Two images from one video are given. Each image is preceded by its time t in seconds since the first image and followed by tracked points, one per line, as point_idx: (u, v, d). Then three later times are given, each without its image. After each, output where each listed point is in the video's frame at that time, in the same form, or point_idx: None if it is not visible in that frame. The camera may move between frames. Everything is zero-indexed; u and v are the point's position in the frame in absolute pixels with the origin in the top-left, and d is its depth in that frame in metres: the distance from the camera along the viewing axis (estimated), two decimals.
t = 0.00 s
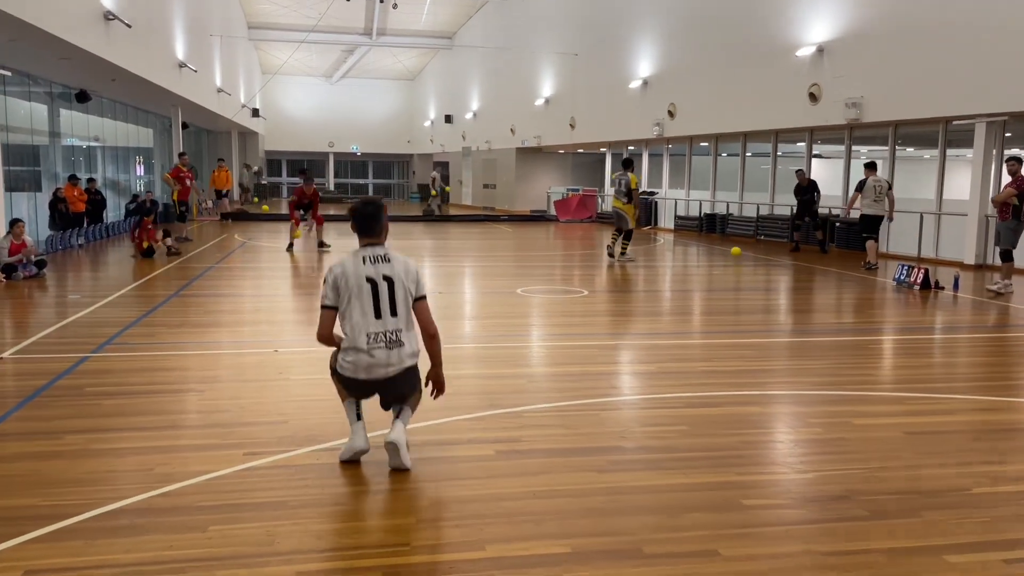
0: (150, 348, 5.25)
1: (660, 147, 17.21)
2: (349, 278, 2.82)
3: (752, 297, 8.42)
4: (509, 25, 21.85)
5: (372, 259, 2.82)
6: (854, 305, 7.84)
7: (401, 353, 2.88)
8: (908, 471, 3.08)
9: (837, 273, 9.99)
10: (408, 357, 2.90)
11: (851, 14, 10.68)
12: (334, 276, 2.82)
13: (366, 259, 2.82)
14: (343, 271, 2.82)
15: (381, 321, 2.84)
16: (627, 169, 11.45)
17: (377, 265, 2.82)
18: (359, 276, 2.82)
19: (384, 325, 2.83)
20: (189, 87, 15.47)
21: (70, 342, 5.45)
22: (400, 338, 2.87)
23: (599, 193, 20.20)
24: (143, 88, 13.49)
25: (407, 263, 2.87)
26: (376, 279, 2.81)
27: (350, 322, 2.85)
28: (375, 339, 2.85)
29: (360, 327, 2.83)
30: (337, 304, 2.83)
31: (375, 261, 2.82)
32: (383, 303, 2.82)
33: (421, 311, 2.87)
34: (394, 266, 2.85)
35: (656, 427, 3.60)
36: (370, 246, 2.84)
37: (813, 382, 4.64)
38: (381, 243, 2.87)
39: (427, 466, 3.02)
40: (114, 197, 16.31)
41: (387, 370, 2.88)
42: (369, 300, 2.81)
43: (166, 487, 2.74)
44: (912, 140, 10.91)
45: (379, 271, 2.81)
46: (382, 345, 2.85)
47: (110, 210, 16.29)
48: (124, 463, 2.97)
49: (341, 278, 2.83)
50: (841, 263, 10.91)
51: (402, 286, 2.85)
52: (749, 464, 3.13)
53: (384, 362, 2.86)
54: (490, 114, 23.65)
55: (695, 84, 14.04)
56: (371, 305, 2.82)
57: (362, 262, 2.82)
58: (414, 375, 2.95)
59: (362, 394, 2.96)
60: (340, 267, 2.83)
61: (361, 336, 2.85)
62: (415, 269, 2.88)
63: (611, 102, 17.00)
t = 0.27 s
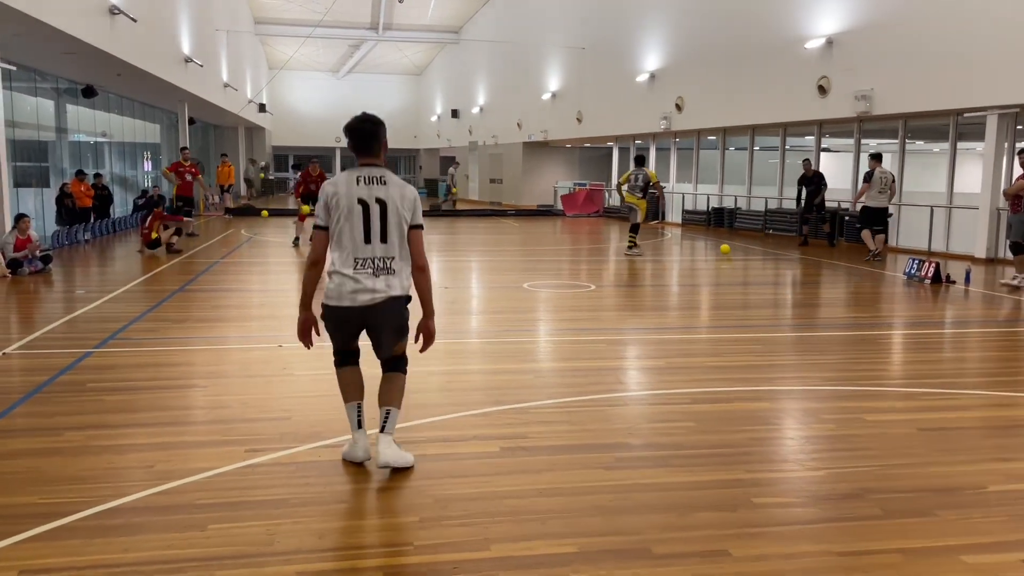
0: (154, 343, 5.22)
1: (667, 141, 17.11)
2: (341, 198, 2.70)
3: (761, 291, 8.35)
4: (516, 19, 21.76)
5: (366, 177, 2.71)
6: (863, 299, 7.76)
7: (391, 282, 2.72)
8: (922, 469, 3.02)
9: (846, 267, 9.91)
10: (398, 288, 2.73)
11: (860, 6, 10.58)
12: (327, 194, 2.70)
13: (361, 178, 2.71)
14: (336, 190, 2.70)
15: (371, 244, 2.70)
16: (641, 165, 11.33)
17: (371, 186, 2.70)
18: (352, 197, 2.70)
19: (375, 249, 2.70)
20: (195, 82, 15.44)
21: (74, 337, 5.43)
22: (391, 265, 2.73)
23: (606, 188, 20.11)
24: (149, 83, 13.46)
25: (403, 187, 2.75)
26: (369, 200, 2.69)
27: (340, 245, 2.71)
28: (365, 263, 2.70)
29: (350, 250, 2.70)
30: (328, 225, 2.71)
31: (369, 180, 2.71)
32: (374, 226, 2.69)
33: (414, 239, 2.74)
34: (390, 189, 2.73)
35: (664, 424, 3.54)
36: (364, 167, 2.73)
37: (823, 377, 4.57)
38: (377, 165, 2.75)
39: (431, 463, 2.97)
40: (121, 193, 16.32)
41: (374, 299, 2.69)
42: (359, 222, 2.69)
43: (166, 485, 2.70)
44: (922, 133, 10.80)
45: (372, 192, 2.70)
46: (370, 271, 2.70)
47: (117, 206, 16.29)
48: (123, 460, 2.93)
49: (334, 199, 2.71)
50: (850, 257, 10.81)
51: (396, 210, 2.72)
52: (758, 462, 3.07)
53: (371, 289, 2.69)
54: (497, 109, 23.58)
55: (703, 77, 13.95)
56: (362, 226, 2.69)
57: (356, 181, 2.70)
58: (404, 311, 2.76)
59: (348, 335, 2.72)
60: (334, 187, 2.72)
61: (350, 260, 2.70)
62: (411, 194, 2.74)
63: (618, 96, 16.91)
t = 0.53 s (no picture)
0: (159, 346, 5.20)
1: (677, 140, 17.03)
2: (325, 155, 2.49)
3: (771, 292, 8.26)
4: (525, 19, 21.71)
5: (352, 134, 2.50)
6: (874, 300, 7.67)
7: (379, 249, 2.52)
8: (935, 475, 2.95)
9: (858, 267, 9.81)
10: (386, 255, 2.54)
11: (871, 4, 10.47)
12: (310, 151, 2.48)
13: (346, 135, 2.50)
14: (319, 146, 2.48)
15: (358, 208, 2.50)
16: (654, 164, 11.54)
17: (358, 143, 2.50)
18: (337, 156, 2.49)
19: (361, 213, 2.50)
20: (204, 83, 15.46)
21: (79, 340, 5.41)
22: (379, 231, 2.53)
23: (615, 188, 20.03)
24: (158, 84, 13.48)
25: (390, 145, 2.56)
26: (356, 159, 2.50)
27: (323, 207, 2.50)
28: (350, 227, 2.50)
29: (334, 213, 2.49)
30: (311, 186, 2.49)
31: (355, 136, 2.50)
32: (362, 187, 2.50)
33: (402, 201, 2.57)
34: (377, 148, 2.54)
35: (671, 428, 3.48)
36: (349, 123, 2.52)
37: (834, 380, 4.49)
38: (363, 121, 2.55)
39: (433, 469, 2.92)
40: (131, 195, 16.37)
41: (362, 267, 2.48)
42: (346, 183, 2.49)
43: (162, 491, 2.66)
44: (935, 131, 10.68)
45: (360, 150, 2.50)
46: (357, 236, 2.50)
47: (127, 207, 16.34)
48: (121, 465, 2.89)
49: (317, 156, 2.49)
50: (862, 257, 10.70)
51: (384, 171, 2.53)
52: (767, 468, 3.01)
53: (358, 255, 2.48)
54: (506, 109, 23.53)
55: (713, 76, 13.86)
56: (348, 187, 2.49)
57: (341, 138, 2.49)
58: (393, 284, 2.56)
59: (333, 315, 2.52)
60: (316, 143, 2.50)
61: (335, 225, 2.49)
62: (400, 154, 2.56)
63: (627, 96, 16.84)
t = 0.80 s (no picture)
0: (164, 358, 5.18)
1: (687, 148, 16.95)
2: (276, 180, 2.26)
3: (781, 301, 8.18)
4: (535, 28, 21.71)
5: (304, 156, 2.28)
6: (887, 310, 7.56)
7: (341, 280, 2.32)
8: (946, 494, 2.87)
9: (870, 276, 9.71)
10: (348, 287, 2.34)
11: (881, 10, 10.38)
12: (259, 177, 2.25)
13: (298, 158, 2.28)
14: (269, 171, 2.25)
15: (317, 237, 2.29)
16: (673, 173, 11.35)
17: (311, 166, 2.28)
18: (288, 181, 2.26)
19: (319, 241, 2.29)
20: (215, 94, 15.52)
21: (84, 351, 5.40)
22: (340, 261, 2.33)
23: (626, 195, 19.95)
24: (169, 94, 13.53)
25: (347, 164, 2.35)
26: (311, 184, 2.27)
27: (276, 238, 2.28)
28: (308, 258, 2.29)
29: (289, 244, 2.27)
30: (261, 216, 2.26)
31: (308, 158, 2.29)
32: (318, 215, 2.28)
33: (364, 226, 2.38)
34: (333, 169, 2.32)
35: (676, 444, 3.42)
36: (299, 142, 2.30)
37: (845, 393, 4.41)
38: (314, 139, 2.33)
39: (431, 487, 2.86)
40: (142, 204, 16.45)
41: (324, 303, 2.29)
42: (301, 211, 2.27)
43: (157, 509, 2.62)
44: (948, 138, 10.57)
45: (313, 173, 2.28)
46: (316, 269, 2.29)
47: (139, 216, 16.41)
48: (116, 483, 2.85)
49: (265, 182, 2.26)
50: (874, 265, 10.59)
51: (342, 195, 2.33)
52: (774, 486, 2.94)
53: (317, 291, 2.27)
54: (516, 118, 23.52)
55: (723, 84, 13.79)
56: (304, 215, 2.27)
57: (293, 161, 2.27)
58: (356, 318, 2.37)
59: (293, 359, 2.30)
60: (265, 168, 2.26)
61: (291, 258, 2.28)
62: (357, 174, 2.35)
63: (637, 103, 16.78)
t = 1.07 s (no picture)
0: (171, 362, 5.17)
1: (699, 148, 16.88)
2: (213, 173, 2.04)
3: (794, 303, 8.10)
4: (545, 28, 21.65)
5: (245, 145, 2.06)
6: (901, 311, 7.46)
7: (288, 282, 2.10)
8: (960, 501, 2.80)
9: (884, 276, 9.61)
10: (298, 289, 2.12)
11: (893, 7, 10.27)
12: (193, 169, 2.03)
13: (237, 147, 2.05)
14: (205, 162, 2.03)
15: (260, 234, 2.08)
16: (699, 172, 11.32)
17: (253, 155, 2.06)
18: (227, 174, 2.04)
19: (263, 240, 2.08)
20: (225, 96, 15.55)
21: (91, 355, 5.39)
22: (287, 260, 2.11)
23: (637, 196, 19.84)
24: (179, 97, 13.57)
25: (294, 152, 2.13)
26: (252, 175, 2.06)
27: (216, 237, 2.07)
28: (251, 259, 2.07)
29: (229, 244, 2.07)
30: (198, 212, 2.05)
31: (249, 147, 2.06)
32: (261, 210, 2.07)
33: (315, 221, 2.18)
34: (278, 158, 2.10)
35: (684, 449, 3.36)
36: (240, 129, 2.08)
37: (858, 397, 4.34)
38: (257, 125, 2.11)
39: (433, 494, 2.82)
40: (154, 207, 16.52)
41: (268, 309, 2.07)
42: (241, 206, 2.05)
43: (155, 518, 2.59)
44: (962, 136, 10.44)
45: (256, 163, 2.06)
46: (259, 270, 2.07)
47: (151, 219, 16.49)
48: (115, 490, 2.82)
49: (201, 175, 2.03)
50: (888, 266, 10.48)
51: (288, 187, 2.11)
52: (782, 492, 2.88)
53: (260, 296, 2.06)
54: (527, 118, 23.47)
55: (735, 83, 13.69)
56: (246, 211, 2.06)
57: (232, 151, 2.05)
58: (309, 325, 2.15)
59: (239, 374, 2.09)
60: (200, 159, 2.03)
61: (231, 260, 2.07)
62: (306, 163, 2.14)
63: (648, 103, 16.70)
